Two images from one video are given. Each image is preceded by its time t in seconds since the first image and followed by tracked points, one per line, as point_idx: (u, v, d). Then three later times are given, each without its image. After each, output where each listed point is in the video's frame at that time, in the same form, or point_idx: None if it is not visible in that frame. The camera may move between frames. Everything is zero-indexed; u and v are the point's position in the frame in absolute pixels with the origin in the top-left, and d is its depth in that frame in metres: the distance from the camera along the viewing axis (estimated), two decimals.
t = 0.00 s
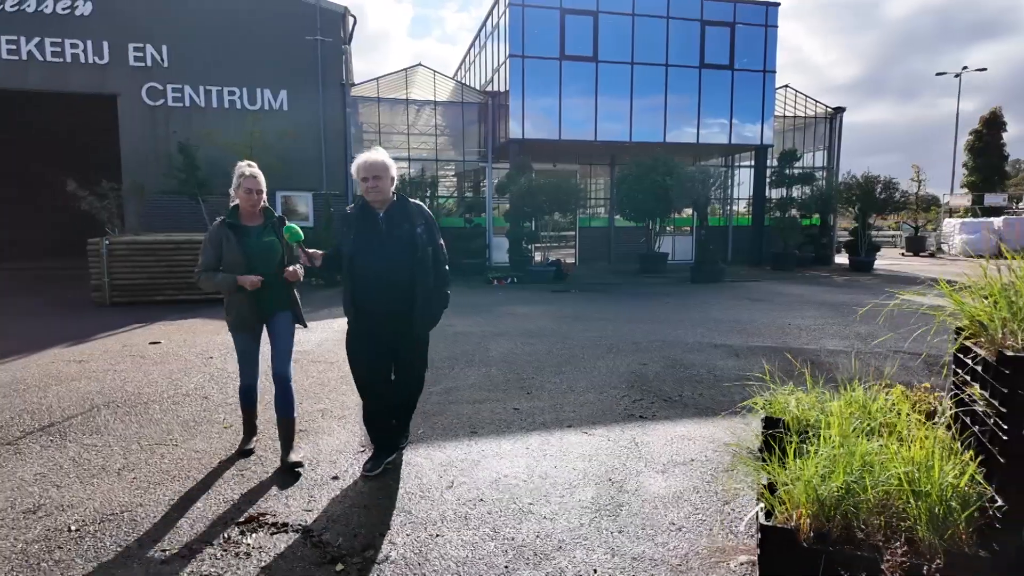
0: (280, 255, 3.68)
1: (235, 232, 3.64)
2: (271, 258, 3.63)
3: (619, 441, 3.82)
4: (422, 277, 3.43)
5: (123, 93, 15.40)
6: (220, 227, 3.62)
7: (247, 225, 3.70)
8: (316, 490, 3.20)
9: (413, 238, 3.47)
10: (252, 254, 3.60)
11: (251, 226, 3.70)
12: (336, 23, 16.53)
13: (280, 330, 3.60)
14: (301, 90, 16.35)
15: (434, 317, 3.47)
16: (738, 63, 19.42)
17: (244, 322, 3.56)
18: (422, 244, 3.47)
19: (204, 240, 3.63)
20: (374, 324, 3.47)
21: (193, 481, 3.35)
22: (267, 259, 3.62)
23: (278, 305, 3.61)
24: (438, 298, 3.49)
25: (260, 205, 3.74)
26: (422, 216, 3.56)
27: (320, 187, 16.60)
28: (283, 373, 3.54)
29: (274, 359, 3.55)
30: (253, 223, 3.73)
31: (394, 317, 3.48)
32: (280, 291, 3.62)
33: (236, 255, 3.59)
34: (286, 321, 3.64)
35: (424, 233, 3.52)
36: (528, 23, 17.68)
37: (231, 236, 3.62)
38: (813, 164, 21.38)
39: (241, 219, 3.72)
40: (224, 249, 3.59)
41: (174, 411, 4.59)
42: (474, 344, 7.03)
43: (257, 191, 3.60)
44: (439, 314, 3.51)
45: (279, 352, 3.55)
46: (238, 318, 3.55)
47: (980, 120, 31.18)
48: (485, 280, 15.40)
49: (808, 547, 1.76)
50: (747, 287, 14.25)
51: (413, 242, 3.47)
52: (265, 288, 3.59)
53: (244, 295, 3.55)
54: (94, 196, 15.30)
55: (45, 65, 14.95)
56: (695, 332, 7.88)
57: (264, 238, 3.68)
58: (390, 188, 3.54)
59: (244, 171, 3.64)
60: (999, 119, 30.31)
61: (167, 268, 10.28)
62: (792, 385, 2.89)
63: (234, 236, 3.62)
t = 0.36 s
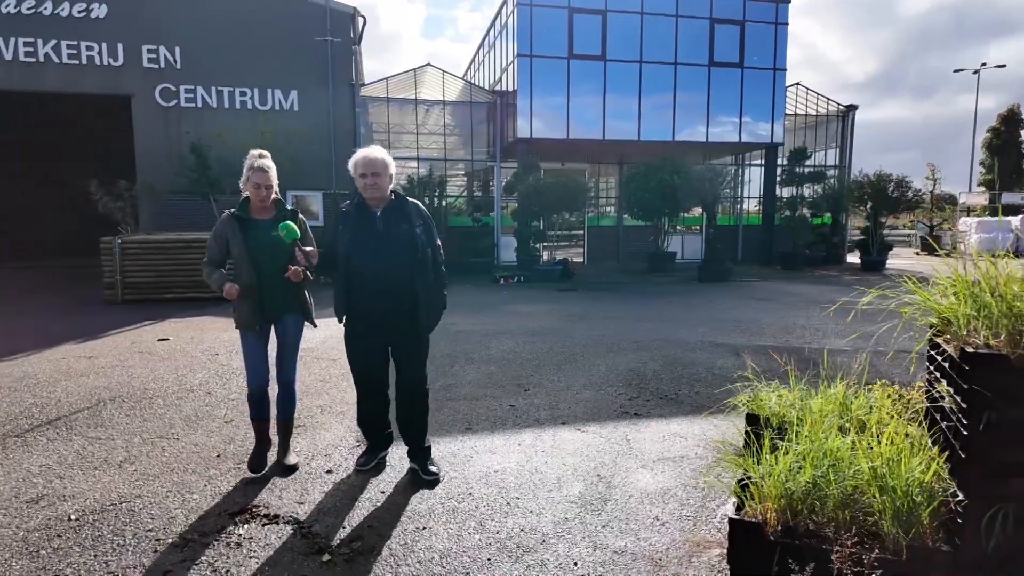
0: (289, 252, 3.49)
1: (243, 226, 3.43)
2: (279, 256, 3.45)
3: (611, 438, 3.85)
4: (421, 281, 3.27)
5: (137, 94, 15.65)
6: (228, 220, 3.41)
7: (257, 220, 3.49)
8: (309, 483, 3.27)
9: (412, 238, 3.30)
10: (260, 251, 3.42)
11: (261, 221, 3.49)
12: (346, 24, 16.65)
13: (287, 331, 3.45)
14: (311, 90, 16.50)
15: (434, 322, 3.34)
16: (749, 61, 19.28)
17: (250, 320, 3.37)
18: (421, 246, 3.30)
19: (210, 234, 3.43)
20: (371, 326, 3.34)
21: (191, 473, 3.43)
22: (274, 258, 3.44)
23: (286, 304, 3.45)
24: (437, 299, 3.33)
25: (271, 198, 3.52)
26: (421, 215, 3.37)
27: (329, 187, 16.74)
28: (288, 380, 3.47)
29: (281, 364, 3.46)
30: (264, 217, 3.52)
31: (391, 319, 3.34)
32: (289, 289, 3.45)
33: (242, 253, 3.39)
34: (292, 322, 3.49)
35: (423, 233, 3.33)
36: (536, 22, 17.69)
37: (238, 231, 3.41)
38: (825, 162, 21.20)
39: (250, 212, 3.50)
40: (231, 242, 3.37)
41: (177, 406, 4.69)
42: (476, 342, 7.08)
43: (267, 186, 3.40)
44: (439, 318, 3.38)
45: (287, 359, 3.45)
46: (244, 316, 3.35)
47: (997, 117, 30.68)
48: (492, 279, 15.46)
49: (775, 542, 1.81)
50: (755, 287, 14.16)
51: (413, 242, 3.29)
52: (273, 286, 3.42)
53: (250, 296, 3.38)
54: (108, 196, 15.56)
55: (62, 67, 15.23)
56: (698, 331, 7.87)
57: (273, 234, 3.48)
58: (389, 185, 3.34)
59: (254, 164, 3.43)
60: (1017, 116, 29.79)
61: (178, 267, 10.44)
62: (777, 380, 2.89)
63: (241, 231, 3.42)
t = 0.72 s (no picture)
0: (295, 267, 3.25)
1: (245, 239, 3.18)
2: (283, 271, 3.20)
3: (613, 441, 3.87)
4: (442, 295, 3.07)
5: (162, 98, 16.01)
6: (229, 234, 3.14)
7: (260, 232, 3.24)
8: (313, 483, 3.34)
9: (434, 247, 3.09)
10: (262, 267, 3.16)
11: (264, 234, 3.24)
12: (365, 26, 16.83)
13: (292, 349, 3.28)
14: (330, 92, 16.73)
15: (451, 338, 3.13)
16: (769, 59, 19.02)
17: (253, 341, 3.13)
18: (444, 257, 3.09)
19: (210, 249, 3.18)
20: (382, 334, 3.11)
21: (200, 471, 3.52)
22: (278, 273, 3.19)
23: (291, 322, 3.23)
24: (456, 314, 3.12)
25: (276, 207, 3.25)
26: (447, 225, 3.16)
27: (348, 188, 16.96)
28: (292, 395, 3.42)
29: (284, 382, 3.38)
30: (268, 229, 3.27)
31: (405, 329, 3.11)
32: (294, 307, 3.23)
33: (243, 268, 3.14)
34: (297, 340, 3.30)
35: (447, 243, 3.12)
36: (553, 23, 17.67)
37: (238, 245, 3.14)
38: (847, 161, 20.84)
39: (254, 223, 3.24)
40: (231, 258, 3.10)
41: (192, 405, 4.82)
42: (486, 343, 7.13)
43: (271, 197, 3.15)
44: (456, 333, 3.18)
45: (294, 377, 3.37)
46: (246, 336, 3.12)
47: None
48: (507, 279, 15.52)
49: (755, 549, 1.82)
50: (773, 288, 14.00)
51: (436, 252, 3.08)
52: (277, 303, 3.19)
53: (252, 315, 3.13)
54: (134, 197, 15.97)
55: (90, 72, 15.65)
56: (710, 332, 7.83)
57: (277, 247, 3.21)
58: (419, 191, 3.12)
59: (258, 174, 3.17)
60: None
61: (199, 267, 10.69)
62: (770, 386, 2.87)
63: (242, 245, 3.15)
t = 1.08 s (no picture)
0: (303, 269, 2.96)
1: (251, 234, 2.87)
2: (292, 273, 2.91)
3: (627, 445, 3.90)
4: (473, 302, 3.01)
5: (198, 103, 16.52)
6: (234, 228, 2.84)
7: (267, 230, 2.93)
8: (333, 479, 3.46)
9: (464, 252, 3.04)
10: (271, 265, 2.86)
11: (271, 232, 2.93)
12: (393, 30, 17.09)
13: (300, 361, 2.91)
14: (359, 96, 17.04)
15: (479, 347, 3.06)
16: (799, 57, 18.69)
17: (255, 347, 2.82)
18: (474, 265, 3.03)
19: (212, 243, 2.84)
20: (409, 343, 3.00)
21: (228, 466, 3.68)
22: (287, 273, 2.89)
23: (298, 330, 2.90)
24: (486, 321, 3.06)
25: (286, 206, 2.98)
26: (476, 230, 3.11)
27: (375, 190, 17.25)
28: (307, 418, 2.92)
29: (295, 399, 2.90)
30: (275, 226, 2.95)
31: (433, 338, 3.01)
32: (301, 313, 2.91)
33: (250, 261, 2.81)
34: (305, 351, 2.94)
35: (476, 249, 3.08)
36: (578, 25, 17.67)
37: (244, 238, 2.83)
38: (882, 161, 20.31)
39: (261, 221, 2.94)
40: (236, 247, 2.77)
41: (221, 402, 5.02)
42: (507, 345, 7.21)
43: (283, 191, 2.85)
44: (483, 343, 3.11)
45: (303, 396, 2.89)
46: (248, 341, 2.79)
47: None
48: (531, 281, 15.59)
49: (752, 552, 1.88)
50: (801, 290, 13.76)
51: (465, 260, 3.03)
52: (283, 308, 2.88)
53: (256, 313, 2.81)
54: (171, 199, 16.51)
55: (131, 78, 16.23)
56: (733, 336, 7.77)
57: (287, 247, 2.93)
58: (448, 196, 3.05)
59: (266, 165, 2.86)
60: None
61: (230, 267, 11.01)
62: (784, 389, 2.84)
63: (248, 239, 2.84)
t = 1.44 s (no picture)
0: (360, 280, 2.90)
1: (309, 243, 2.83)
2: (348, 283, 2.85)
3: (686, 453, 3.84)
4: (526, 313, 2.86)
5: (280, 112, 17.50)
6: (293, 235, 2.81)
7: (324, 239, 2.88)
8: (395, 473, 3.61)
9: (516, 262, 2.89)
10: (328, 274, 2.82)
11: (329, 242, 2.88)
12: (462, 37, 17.44)
13: (354, 374, 2.83)
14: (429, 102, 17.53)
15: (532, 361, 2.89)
16: (886, 50, 17.58)
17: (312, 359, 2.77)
18: (526, 274, 2.89)
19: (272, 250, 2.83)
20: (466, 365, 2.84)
21: (299, 457, 3.92)
22: (343, 283, 2.84)
23: (354, 342, 2.84)
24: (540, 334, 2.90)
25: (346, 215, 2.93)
26: (525, 238, 2.96)
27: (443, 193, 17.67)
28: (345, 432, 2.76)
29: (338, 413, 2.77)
30: (332, 236, 2.90)
31: (492, 356, 2.85)
32: (357, 325, 2.85)
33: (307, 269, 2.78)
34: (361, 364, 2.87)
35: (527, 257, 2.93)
36: (647, 24, 17.38)
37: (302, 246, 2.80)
38: (981, 158, 18.77)
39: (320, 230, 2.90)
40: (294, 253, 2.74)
41: (295, 396, 5.32)
42: (569, 348, 7.22)
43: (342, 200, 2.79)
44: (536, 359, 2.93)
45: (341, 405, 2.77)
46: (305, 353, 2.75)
47: None
48: (596, 283, 15.48)
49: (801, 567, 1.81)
50: (885, 297, 12.96)
51: (517, 269, 2.88)
52: (339, 319, 2.83)
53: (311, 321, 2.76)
54: (255, 203, 17.57)
55: (221, 91, 17.41)
56: (805, 344, 7.45)
57: (344, 257, 2.88)
58: (490, 207, 2.93)
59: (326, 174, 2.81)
60: None
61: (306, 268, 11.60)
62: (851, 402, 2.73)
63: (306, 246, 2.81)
